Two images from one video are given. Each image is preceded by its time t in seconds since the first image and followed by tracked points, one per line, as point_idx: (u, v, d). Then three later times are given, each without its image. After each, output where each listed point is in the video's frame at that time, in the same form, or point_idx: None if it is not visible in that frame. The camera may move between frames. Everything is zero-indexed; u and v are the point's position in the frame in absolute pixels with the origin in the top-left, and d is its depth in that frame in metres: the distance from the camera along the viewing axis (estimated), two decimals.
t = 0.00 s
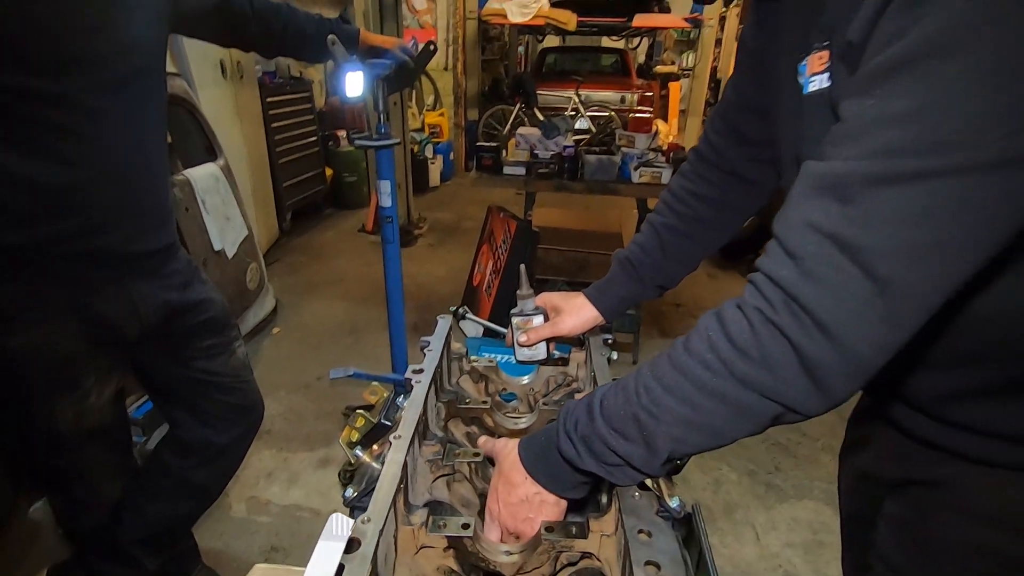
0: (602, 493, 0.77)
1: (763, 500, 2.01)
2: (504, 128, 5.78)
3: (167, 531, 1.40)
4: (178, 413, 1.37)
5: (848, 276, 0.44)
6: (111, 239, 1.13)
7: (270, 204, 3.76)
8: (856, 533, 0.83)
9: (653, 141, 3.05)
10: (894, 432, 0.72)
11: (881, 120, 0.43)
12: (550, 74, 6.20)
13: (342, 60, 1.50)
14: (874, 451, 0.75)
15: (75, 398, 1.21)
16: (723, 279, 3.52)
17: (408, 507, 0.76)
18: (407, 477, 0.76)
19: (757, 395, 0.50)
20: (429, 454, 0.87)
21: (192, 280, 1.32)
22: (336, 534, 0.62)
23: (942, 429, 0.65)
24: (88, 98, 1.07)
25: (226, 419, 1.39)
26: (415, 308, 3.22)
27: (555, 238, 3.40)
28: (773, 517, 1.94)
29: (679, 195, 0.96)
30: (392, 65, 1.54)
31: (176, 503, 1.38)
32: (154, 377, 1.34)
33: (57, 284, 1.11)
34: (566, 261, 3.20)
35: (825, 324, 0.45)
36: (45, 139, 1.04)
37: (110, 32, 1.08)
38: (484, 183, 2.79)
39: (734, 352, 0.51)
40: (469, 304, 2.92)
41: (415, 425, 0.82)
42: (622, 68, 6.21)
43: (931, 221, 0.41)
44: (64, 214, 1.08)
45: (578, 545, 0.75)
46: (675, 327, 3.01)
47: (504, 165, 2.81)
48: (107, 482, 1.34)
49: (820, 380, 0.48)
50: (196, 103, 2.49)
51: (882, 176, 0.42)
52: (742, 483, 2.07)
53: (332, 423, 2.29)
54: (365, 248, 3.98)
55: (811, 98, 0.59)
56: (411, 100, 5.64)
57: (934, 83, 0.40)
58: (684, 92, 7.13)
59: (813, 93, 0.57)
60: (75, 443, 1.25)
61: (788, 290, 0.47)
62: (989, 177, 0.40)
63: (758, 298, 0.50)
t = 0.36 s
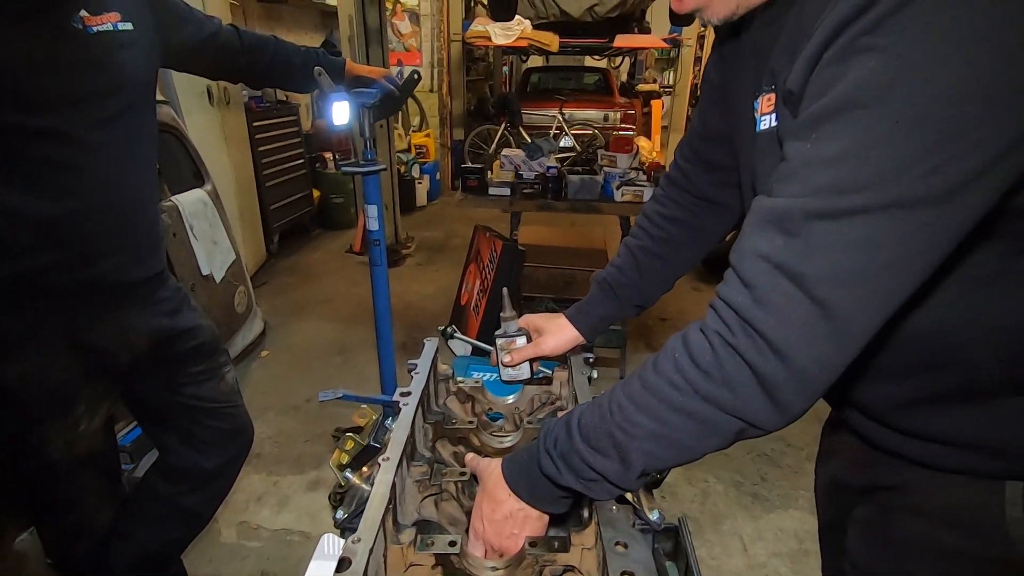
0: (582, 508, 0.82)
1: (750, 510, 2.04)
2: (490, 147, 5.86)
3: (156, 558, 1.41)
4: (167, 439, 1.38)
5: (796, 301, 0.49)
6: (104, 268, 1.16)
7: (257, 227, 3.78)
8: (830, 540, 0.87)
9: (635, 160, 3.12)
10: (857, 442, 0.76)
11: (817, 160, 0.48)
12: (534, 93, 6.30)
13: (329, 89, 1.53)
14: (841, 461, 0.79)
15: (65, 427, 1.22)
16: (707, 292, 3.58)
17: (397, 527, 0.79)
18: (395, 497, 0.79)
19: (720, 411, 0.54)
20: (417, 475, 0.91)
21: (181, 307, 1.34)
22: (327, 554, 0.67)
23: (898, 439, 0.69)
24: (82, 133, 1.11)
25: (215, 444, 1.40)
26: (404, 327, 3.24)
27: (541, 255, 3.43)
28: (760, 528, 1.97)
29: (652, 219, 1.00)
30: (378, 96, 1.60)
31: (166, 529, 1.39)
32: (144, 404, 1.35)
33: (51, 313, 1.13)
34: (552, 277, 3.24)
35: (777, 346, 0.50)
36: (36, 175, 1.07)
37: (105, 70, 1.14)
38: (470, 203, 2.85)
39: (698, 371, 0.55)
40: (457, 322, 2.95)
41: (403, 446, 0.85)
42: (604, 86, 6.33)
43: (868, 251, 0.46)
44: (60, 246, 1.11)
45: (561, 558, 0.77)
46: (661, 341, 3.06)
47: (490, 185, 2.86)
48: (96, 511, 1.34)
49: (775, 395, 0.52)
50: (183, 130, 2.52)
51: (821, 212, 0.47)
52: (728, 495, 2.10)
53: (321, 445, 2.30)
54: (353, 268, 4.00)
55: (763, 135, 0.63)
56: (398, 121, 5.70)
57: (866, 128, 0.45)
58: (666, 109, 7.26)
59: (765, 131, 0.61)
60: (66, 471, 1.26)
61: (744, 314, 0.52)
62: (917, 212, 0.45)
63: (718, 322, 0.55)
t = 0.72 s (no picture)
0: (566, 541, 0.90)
1: (741, 522, 2.07)
2: (481, 162, 5.91)
3: None
4: (164, 470, 1.40)
5: (753, 351, 0.52)
6: (101, 307, 1.20)
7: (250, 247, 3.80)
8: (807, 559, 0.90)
9: (623, 176, 3.16)
10: (827, 467, 0.80)
11: (766, 220, 0.51)
12: (524, 106, 6.36)
13: (320, 122, 1.57)
14: (814, 484, 0.83)
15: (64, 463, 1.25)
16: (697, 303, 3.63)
17: (390, 562, 0.83)
18: (386, 533, 0.82)
19: (690, 450, 0.58)
20: (408, 508, 0.93)
21: (177, 339, 1.37)
22: None
23: (864, 465, 0.73)
24: (76, 176, 1.15)
25: (211, 473, 1.42)
26: (398, 345, 3.26)
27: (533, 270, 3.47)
28: (751, 539, 2.00)
29: (632, 251, 1.04)
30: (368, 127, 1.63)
31: (163, 559, 1.42)
32: (140, 436, 1.37)
33: (50, 351, 1.17)
34: (544, 292, 3.27)
35: (738, 391, 0.53)
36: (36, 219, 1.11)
37: (99, 115, 1.18)
38: (461, 223, 2.89)
39: (668, 414, 0.59)
40: (450, 340, 2.98)
41: (395, 481, 0.88)
42: (593, 99, 6.39)
43: (817, 305, 0.49)
44: (58, 287, 1.15)
45: None
46: (652, 354, 3.09)
47: (480, 205, 2.91)
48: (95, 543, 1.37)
49: (739, 435, 0.55)
50: (175, 156, 2.54)
51: (771, 269, 0.50)
52: (720, 507, 2.13)
53: (317, 466, 2.32)
54: (347, 286, 4.02)
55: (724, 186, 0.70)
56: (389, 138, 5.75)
57: (811, 194, 0.48)
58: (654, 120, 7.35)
59: (725, 182, 0.68)
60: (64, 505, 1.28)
61: (707, 362, 0.55)
62: (859, 269, 0.48)
63: (684, 367, 0.58)
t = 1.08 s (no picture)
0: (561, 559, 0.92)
1: (738, 530, 2.07)
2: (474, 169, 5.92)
3: None
4: (157, 489, 1.39)
5: (744, 375, 0.53)
6: (94, 327, 1.20)
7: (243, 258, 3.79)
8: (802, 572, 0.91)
9: (615, 185, 3.18)
10: (821, 481, 0.81)
11: (755, 247, 0.51)
12: (516, 113, 6.38)
13: (312, 137, 1.57)
14: (808, 498, 0.83)
15: (56, 484, 1.24)
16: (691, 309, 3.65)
17: None
18: (382, 556, 0.82)
19: (683, 472, 0.58)
20: (404, 528, 0.94)
21: (170, 357, 1.37)
22: None
23: (857, 480, 0.74)
24: (68, 198, 1.15)
25: (206, 491, 1.41)
26: (393, 355, 3.25)
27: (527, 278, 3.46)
28: (748, 547, 2.00)
29: (625, 266, 1.04)
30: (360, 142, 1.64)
31: None
32: (134, 455, 1.37)
33: (42, 372, 1.17)
34: (538, 300, 3.27)
35: (730, 415, 0.54)
36: (27, 241, 1.11)
37: (90, 135, 1.18)
38: (455, 233, 2.89)
39: (662, 437, 0.59)
40: (445, 350, 2.97)
41: (390, 501, 0.88)
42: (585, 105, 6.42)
43: (806, 330, 0.50)
44: (51, 308, 1.15)
45: None
46: (647, 361, 3.09)
47: (473, 215, 2.93)
48: (88, 563, 1.36)
49: (731, 458, 0.56)
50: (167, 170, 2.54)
51: (760, 296, 0.51)
52: (716, 515, 2.13)
53: (312, 479, 2.31)
54: (341, 296, 4.01)
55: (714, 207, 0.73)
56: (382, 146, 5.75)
57: (800, 222, 0.49)
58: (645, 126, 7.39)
59: (716, 204, 0.71)
60: (57, 526, 1.28)
61: (701, 387, 0.56)
62: (848, 296, 0.49)
63: (677, 391, 0.59)
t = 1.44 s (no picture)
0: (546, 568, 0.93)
1: (727, 528, 2.09)
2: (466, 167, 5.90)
3: None
4: (148, 497, 1.39)
5: (724, 392, 0.54)
6: (83, 338, 1.20)
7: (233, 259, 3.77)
8: None
9: (605, 185, 3.18)
10: (805, 488, 0.82)
11: (733, 268, 0.52)
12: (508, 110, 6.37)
13: (300, 142, 1.57)
14: (793, 505, 0.85)
15: (47, 494, 1.24)
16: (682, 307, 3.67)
17: None
18: (371, 567, 0.83)
19: (665, 485, 0.59)
20: (394, 537, 0.95)
21: (160, 365, 1.37)
22: None
23: (840, 489, 0.75)
24: (56, 209, 1.15)
25: (198, 499, 1.42)
26: (385, 356, 3.25)
27: (519, 277, 3.46)
28: (737, 545, 2.02)
29: (612, 274, 1.06)
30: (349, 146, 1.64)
31: None
32: (125, 463, 1.37)
33: (30, 383, 1.17)
34: (530, 299, 3.26)
35: (710, 431, 0.55)
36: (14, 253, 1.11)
37: (76, 146, 1.18)
38: (446, 234, 2.89)
39: (644, 452, 0.60)
40: (438, 350, 2.98)
41: (379, 513, 0.89)
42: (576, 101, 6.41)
43: (783, 350, 0.51)
44: (40, 320, 1.15)
45: None
46: (639, 359, 3.11)
47: (464, 216, 2.93)
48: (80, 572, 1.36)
49: (712, 473, 0.57)
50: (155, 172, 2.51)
51: (738, 316, 0.52)
52: (707, 513, 2.15)
53: (305, 482, 2.31)
54: (333, 296, 4.01)
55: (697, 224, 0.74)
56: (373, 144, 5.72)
57: (778, 246, 0.50)
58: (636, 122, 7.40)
59: (699, 221, 0.72)
60: (48, 535, 1.28)
61: (682, 403, 0.57)
62: (824, 317, 0.50)
63: (659, 406, 0.60)
